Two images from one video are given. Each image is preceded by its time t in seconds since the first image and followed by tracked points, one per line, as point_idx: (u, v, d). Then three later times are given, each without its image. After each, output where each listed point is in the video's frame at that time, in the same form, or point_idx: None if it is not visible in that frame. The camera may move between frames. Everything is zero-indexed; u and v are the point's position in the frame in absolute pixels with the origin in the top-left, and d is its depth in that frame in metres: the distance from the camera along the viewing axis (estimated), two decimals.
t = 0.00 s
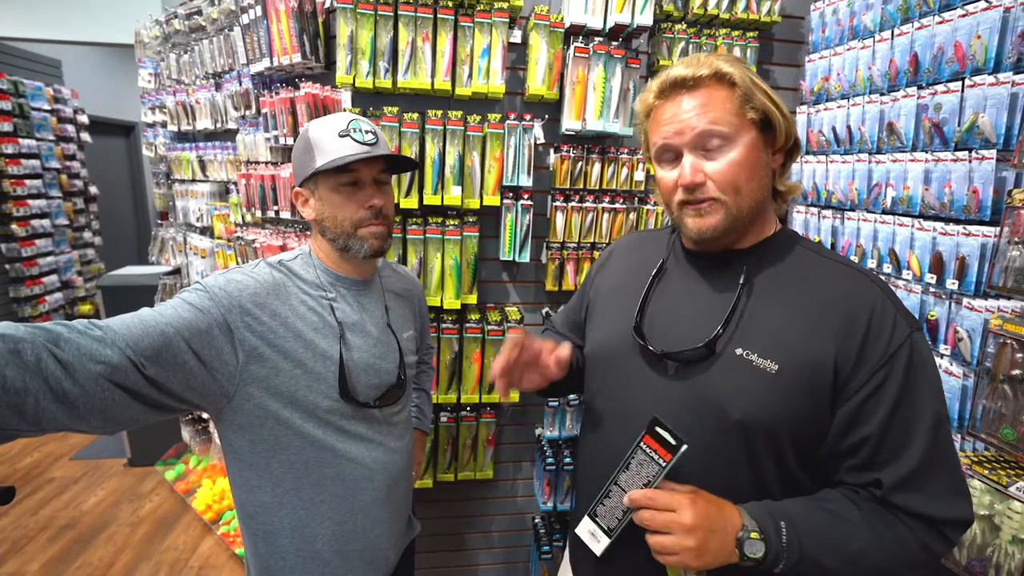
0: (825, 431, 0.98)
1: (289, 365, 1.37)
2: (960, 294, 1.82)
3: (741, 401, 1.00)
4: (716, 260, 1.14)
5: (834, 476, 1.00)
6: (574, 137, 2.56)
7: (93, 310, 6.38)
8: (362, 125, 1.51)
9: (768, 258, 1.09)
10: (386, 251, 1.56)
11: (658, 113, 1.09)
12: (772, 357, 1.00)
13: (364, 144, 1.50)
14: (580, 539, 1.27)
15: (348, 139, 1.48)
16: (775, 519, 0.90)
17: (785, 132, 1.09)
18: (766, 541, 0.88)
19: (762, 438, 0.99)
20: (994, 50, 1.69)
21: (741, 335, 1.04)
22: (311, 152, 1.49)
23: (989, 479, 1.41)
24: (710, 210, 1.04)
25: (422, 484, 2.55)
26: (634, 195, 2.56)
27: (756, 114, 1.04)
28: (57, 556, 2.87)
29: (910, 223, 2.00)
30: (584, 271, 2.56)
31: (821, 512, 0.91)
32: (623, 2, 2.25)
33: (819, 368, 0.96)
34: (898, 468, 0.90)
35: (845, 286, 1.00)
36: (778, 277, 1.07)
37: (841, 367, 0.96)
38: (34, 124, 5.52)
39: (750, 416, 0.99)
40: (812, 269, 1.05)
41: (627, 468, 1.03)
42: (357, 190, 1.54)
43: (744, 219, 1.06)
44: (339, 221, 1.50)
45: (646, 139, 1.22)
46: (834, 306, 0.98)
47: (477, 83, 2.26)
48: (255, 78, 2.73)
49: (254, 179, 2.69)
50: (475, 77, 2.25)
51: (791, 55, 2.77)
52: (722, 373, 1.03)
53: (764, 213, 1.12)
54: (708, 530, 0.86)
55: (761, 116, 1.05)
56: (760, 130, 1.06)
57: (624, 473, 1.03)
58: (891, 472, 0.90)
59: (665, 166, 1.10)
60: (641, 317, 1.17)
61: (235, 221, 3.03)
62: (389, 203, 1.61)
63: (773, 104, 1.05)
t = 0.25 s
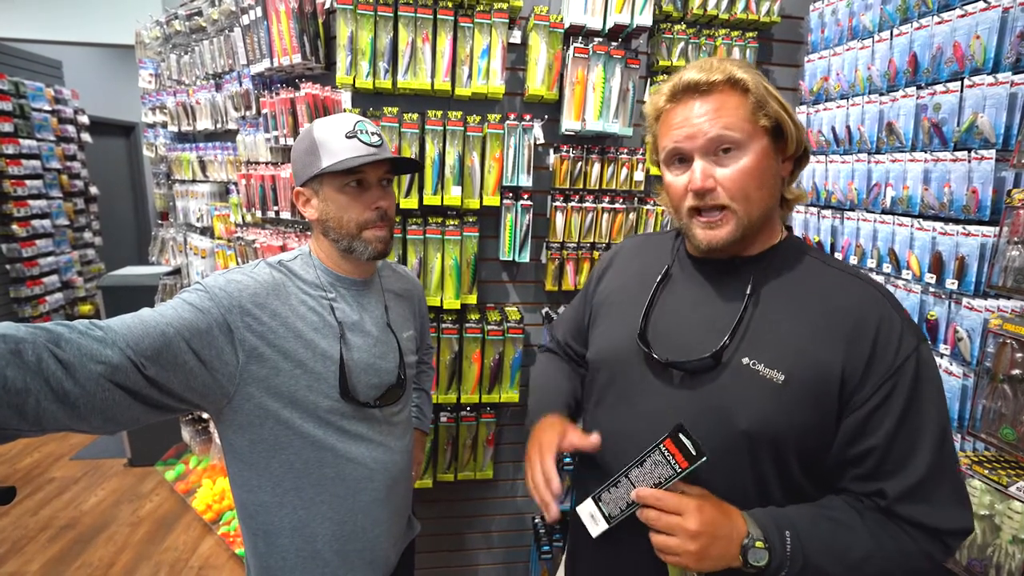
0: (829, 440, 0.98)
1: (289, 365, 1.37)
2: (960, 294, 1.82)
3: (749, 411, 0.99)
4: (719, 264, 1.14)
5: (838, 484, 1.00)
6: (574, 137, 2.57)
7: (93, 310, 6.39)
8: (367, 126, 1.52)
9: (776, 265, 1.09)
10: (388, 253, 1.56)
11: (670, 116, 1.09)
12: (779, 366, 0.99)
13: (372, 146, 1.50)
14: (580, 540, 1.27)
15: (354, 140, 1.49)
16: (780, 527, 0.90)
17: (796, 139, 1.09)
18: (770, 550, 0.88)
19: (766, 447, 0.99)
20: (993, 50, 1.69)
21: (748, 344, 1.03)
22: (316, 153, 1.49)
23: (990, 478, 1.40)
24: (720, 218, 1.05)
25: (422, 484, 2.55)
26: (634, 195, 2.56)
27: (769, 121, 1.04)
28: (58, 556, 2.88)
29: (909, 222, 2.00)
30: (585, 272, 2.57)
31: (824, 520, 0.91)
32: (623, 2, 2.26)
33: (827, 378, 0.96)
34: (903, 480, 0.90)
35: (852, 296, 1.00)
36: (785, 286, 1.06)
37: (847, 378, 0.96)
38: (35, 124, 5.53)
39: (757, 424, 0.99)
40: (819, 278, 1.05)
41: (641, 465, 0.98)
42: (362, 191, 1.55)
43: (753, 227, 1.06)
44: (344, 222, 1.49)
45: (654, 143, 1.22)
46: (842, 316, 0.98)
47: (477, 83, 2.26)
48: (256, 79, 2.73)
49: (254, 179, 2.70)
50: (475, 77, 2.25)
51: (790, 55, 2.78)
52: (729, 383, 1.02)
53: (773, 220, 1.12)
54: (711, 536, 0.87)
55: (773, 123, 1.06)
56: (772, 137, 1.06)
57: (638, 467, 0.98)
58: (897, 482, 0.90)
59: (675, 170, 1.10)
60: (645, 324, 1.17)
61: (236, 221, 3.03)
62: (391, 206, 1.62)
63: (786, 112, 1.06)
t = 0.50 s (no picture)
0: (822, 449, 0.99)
1: (289, 365, 1.37)
2: (959, 294, 1.83)
3: (742, 424, 0.99)
4: (713, 270, 1.14)
5: (831, 491, 1.01)
6: (574, 138, 2.57)
7: (93, 311, 6.39)
8: (367, 127, 1.53)
9: (770, 271, 1.09)
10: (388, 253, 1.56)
11: (666, 116, 1.08)
12: (771, 379, 0.99)
13: (371, 146, 1.50)
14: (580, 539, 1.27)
15: (353, 140, 1.49)
16: (766, 536, 0.92)
17: (794, 146, 1.09)
18: (754, 558, 0.90)
19: (758, 459, 0.99)
20: (992, 51, 1.70)
21: (740, 355, 1.04)
22: (315, 153, 1.49)
23: (988, 478, 1.40)
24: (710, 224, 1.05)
25: (422, 484, 2.55)
26: (634, 195, 2.56)
27: (767, 127, 1.04)
28: (57, 556, 2.88)
29: (908, 223, 2.00)
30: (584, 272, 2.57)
31: (812, 531, 0.92)
32: (623, 3, 2.26)
33: (818, 389, 0.96)
34: (895, 489, 0.91)
35: (846, 304, 1.00)
36: (778, 294, 1.06)
37: (840, 388, 0.96)
38: (35, 124, 5.53)
39: (749, 437, 0.98)
40: (813, 286, 1.04)
41: (636, 465, 1.02)
42: (362, 191, 1.55)
43: (744, 233, 1.07)
44: (343, 222, 1.50)
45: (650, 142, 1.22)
46: (835, 325, 0.98)
47: (476, 84, 2.26)
48: (255, 79, 2.73)
49: (254, 179, 2.70)
50: (475, 78, 2.26)
51: (790, 55, 2.78)
52: (721, 395, 1.02)
53: (767, 226, 1.11)
54: (693, 542, 0.91)
55: (771, 129, 1.05)
56: (769, 143, 1.06)
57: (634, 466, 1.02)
58: (888, 492, 0.91)
59: (669, 171, 1.10)
60: (640, 334, 1.17)
61: (235, 222, 3.03)
62: (391, 206, 1.62)
63: (785, 118, 1.05)
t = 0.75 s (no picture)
0: (805, 450, 0.99)
1: (289, 364, 1.38)
2: (956, 294, 1.83)
3: (723, 425, 1.01)
4: (707, 271, 1.15)
5: (816, 494, 1.02)
6: (573, 138, 2.58)
7: (93, 311, 6.39)
8: (365, 128, 1.53)
9: (758, 273, 1.09)
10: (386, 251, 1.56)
11: (656, 119, 1.08)
12: (752, 381, 1.00)
13: (369, 147, 1.51)
14: (581, 538, 1.27)
15: (351, 141, 1.49)
16: (745, 536, 0.93)
17: (784, 151, 1.09)
18: (732, 557, 0.91)
19: (740, 459, 1.00)
20: (988, 52, 1.70)
21: (723, 357, 1.05)
22: (314, 153, 1.50)
23: (986, 477, 1.43)
24: (699, 230, 1.06)
25: (421, 484, 2.56)
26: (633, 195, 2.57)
27: (758, 133, 1.05)
28: (57, 557, 2.88)
29: (906, 223, 2.01)
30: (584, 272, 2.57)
31: (795, 531, 0.93)
32: (621, 3, 2.27)
33: (800, 390, 0.97)
34: (875, 493, 0.91)
35: (831, 307, 1.00)
36: (764, 297, 1.07)
37: (822, 390, 0.97)
38: (34, 125, 5.54)
39: (731, 438, 1.00)
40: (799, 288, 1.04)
41: (622, 459, 1.01)
42: (360, 192, 1.55)
43: (734, 239, 1.08)
44: (341, 222, 1.50)
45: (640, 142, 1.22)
46: (818, 327, 0.98)
47: (476, 85, 2.27)
48: (255, 80, 2.74)
49: (253, 180, 2.70)
50: (474, 79, 2.27)
51: (789, 55, 2.79)
52: (704, 396, 1.04)
53: (756, 230, 1.12)
54: (671, 540, 0.92)
55: (762, 135, 1.06)
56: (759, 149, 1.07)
57: (620, 461, 1.01)
58: (868, 496, 0.92)
59: (658, 175, 1.10)
60: (628, 335, 1.19)
61: (235, 222, 3.04)
62: (390, 207, 1.62)
63: (777, 124, 1.06)
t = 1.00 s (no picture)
0: (789, 446, 1.01)
1: (291, 365, 1.38)
2: (956, 294, 1.83)
3: (705, 416, 1.03)
4: (704, 271, 1.16)
5: (801, 491, 1.03)
6: (573, 139, 2.58)
7: (94, 313, 6.41)
8: (365, 129, 1.53)
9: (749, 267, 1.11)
10: (386, 252, 1.56)
11: (646, 115, 1.10)
12: (734, 373, 1.02)
13: (369, 149, 1.51)
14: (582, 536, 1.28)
15: (351, 143, 1.50)
16: (725, 531, 0.95)
17: (772, 145, 1.11)
18: (712, 552, 0.94)
19: (722, 452, 1.02)
20: (988, 53, 1.70)
21: (707, 350, 1.07)
22: (314, 155, 1.51)
23: (986, 477, 1.42)
24: (690, 223, 1.08)
25: (422, 485, 2.56)
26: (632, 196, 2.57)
27: (746, 127, 1.06)
28: (58, 557, 2.88)
29: (906, 223, 2.01)
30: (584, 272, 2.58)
31: (777, 527, 0.95)
32: (621, 5, 2.28)
33: (781, 386, 0.99)
34: (855, 490, 0.93)
35: (814, 304, 1.01)
36: (748, 294, 1.08)
37: (804, 387, 0.98)
38: (36, 127, 5.56)
39: (713, 430, 1.02)
40: (783, 286, 1.06)
41: (591, 457, 1.07)
42: (360, 193, 1.55)
43: (725, 232, 1.09)
44: (340, 223, 1.51)
45: (631, 139, 1.23)
46: (801, 324, 1.00)
47: (476, 86, 2.28)
48: (256, 82, 2.74)
49: (254, 181, 2.71)
50: (475, 80, 2.28)
51: (788, 56, 2.79)
52: (687, 387, 1.06)
53: (747, 224, 1.13)
54: (651, 535, 0.96)
55: (751, 129, 1.07)
56: (747, 143, 1.08)
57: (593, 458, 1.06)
58: (848, 493, 0.93)
59: (649, 171, 1.12)
60: (620, 327, 1.22)
61: (236, 224, 3.05)
62: (390, 208, 1.61)
63: (763, 118, 1.07)
